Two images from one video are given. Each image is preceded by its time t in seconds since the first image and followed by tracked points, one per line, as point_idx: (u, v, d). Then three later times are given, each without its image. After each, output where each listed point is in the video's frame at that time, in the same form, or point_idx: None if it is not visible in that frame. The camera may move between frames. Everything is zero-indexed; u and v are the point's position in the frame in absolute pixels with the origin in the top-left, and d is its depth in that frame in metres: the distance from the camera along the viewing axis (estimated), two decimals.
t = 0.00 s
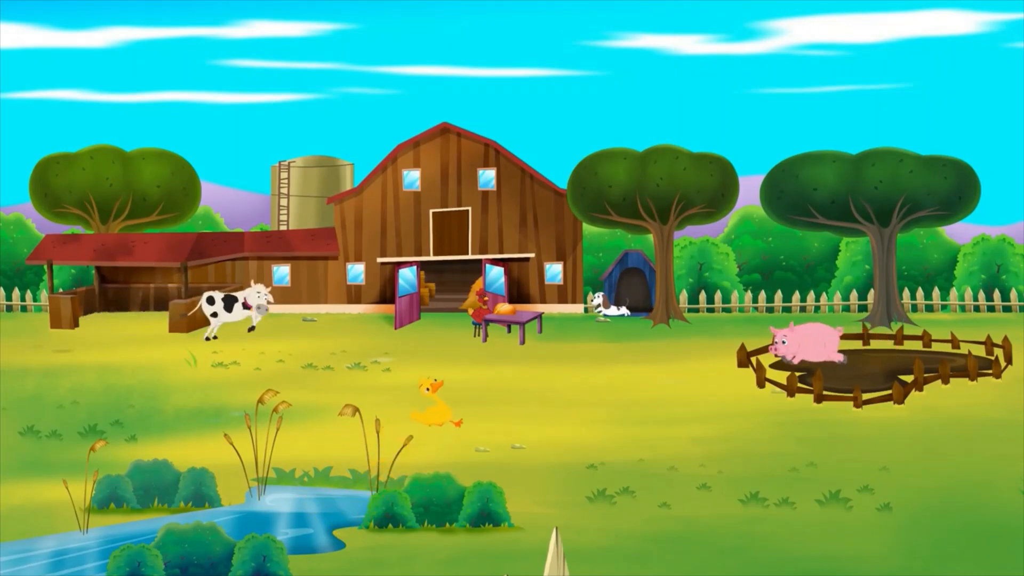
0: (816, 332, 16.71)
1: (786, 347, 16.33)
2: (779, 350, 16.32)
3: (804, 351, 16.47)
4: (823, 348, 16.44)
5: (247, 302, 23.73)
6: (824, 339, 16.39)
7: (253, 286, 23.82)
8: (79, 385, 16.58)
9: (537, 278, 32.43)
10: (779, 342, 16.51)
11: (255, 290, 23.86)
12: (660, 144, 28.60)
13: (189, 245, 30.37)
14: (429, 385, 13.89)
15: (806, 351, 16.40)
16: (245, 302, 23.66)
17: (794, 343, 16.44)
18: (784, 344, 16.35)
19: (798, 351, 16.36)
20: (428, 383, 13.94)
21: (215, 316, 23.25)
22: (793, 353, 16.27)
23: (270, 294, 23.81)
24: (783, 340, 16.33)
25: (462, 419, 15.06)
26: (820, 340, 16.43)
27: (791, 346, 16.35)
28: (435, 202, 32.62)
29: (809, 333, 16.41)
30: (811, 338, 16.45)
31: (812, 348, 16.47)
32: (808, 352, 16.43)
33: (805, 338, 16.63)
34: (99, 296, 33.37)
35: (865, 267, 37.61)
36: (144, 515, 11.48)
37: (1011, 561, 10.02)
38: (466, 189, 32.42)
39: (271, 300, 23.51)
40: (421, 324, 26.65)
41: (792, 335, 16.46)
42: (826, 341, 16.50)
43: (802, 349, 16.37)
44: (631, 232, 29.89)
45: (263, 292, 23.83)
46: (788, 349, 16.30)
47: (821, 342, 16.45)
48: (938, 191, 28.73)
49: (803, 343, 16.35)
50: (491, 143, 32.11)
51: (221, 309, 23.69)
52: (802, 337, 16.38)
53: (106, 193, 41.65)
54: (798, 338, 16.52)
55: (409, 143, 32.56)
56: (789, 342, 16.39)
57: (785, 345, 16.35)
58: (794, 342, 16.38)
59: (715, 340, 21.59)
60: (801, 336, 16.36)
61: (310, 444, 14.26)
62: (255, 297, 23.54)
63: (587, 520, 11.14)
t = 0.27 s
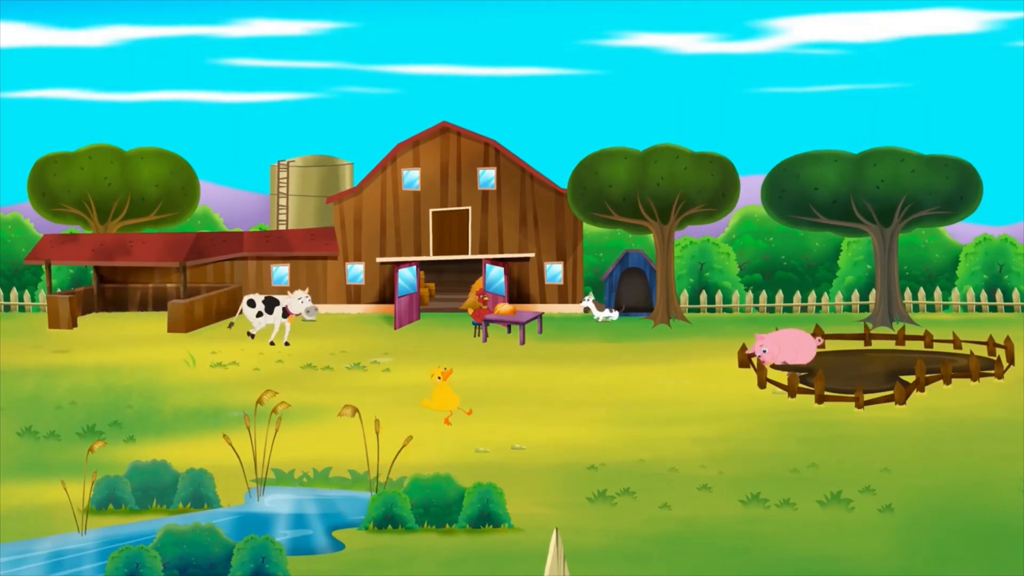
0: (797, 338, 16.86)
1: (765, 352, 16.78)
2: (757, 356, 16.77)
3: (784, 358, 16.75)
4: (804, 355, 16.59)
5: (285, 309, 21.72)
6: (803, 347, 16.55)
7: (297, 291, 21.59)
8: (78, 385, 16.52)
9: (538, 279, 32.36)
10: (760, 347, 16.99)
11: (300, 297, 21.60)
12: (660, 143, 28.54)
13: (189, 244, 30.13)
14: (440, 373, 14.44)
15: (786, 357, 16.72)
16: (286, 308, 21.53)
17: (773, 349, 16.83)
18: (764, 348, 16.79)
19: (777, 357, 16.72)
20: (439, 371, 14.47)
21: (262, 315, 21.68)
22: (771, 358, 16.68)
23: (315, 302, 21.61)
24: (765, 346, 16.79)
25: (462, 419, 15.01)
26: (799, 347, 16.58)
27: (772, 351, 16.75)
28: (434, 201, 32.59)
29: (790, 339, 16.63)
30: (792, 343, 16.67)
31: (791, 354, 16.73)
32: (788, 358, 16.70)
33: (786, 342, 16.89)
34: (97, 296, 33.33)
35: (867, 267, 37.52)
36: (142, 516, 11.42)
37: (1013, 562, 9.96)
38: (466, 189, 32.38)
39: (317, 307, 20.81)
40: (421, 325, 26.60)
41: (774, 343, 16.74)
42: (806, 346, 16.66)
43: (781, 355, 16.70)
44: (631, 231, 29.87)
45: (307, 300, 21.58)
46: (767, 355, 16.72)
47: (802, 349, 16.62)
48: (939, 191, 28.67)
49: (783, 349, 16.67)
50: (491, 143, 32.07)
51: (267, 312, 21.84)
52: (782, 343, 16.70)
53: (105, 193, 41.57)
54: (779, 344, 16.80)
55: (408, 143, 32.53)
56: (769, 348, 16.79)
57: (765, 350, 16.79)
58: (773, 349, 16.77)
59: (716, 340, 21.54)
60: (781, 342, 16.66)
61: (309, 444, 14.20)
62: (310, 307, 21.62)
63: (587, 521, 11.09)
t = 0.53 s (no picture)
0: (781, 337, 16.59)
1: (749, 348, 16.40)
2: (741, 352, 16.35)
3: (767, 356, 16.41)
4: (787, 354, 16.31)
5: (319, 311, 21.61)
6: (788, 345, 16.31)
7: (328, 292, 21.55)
8: (69, 387, 16.22)
9: (539, 278, 32.01)
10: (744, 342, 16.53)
11: (333, 296, 21.51)
12: (662, 140, 28.26)
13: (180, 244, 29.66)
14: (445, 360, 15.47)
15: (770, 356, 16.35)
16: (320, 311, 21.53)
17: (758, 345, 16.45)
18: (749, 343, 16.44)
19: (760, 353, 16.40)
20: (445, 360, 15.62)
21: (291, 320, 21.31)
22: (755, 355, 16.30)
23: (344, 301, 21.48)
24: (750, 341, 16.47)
25: (461, 421, 14.70)
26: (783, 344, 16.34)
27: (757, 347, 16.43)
28: (434, 199, 32.29)
29: (775, 338, 16.38)
30: (777, 342, 16.40)
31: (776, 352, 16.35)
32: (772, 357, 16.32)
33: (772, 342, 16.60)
34: (88, 297, 33.01)
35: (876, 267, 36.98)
36: (131, 521, 11.13)
37: None
38: (466, 187, 32.08)
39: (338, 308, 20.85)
40: (420, 326, 26.29)
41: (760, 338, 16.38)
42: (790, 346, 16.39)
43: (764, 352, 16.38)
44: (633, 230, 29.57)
45: (336, 299, 21.51)
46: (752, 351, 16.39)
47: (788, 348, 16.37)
48: (949, 188, 28.40)
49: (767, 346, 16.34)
50: (491, 139, 31.75)
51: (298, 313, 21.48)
52: (768, 341, 16.43)
53: (96, 190, 41.23)
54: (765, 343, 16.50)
55: (407, 139, 32.21)
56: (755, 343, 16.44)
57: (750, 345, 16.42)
58: (758, 345, 16.34)
59: (718, 341, 21.23)
60: (768, 340, 16.37)
61: (305, 447, 13.91)
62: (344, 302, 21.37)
63: (589, 526, 10.80)
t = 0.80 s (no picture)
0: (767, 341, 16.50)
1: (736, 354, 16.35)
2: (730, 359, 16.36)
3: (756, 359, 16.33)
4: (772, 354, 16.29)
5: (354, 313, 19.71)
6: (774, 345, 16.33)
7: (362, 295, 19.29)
8: (52, 391, 15.61)
9: (540, 277, 31.28)
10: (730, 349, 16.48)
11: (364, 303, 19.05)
12: (669, 134, 27.65)
13: (166, 241, 29.11)
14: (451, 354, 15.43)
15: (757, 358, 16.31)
16: (353, 313, 19.38)
17: (744, 349, 16.39)
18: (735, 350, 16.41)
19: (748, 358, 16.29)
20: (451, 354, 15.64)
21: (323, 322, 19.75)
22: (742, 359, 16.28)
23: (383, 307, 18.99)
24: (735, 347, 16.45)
25: (459, 427, 14.08)
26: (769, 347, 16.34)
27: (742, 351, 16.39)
28: (432, 195, 31.45)
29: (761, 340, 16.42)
30: (762, 342, 16.39)
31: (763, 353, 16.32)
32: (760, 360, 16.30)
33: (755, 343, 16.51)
34: (70, 296, 32.43)
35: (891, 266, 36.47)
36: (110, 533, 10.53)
37: None
38: (465, 182, 31.27)
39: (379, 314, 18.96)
40: (418, 327, 25.68)
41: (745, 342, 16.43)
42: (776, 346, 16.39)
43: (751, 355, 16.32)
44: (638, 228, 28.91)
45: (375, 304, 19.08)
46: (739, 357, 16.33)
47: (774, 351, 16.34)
48: (967, 183, 27.81)
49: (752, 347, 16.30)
50: (491, 133, 30.94)
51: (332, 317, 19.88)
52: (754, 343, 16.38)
53: (78, 185, 40.60)
54: (750, 345, 16.47)
55: (403, 132, 31.32)
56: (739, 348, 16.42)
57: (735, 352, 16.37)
58: (744, 349, 16.33)
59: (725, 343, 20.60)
60: (753, 341, 16.37)
61: (295, 455, 13.28)
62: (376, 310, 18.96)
63: (593, 536, 10.19)
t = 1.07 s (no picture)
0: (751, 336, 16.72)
1: (721, 355, 16.60)
2: (713, 358, 16.68)
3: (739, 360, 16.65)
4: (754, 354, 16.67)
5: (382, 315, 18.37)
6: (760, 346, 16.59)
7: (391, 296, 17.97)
8: (27, 398, 14.82)
9: (542, 276, 30.21)
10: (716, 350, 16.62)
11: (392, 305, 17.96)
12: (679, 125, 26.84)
13: (146, 241, 28.85)
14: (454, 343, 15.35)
15: (741, 359, 16.66)
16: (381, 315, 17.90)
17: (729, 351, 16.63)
18: (720, 350, 16.61)
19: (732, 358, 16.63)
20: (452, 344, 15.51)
21: (350, 329, 18.30)
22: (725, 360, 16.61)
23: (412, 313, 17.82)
24: (721, 347, 16.62)
25: (457, 435, 13.28)
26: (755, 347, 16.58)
27: (727, 352, 16.63)
28: (428, 190, 30.27)
29: (748, 338, 16.59)
30: (747, 342, 16.57)
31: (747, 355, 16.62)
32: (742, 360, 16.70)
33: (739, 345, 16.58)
34: (44, 297, 31.61)
35: (914, 264, 36.55)
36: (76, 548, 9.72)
37: None
38: (462, 177, 30.12)
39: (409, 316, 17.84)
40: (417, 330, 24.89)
41: (731, 342, 16.59)
42: (761, 347, 16.68)
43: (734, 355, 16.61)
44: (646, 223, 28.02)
45: (406, 310, 17.94)
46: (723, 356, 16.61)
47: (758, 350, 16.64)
48: (994, 177, 27.07)
49: (737, 349, 16.56)
50: (490, 123, 29.80)
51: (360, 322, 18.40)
52: (740, 343, 16.57)
53: (52, 177, 39.53)
54: (735, 344, 16.61)
55: (396, 122, 30.14)
56: (725, 349, 16.61)
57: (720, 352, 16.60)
58: (728, 350, 16.60)
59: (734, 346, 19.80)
60: (738, 342, 16.59)
61: (282, 464, 12.49)
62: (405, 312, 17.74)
63: (599, 551, 9.40)
